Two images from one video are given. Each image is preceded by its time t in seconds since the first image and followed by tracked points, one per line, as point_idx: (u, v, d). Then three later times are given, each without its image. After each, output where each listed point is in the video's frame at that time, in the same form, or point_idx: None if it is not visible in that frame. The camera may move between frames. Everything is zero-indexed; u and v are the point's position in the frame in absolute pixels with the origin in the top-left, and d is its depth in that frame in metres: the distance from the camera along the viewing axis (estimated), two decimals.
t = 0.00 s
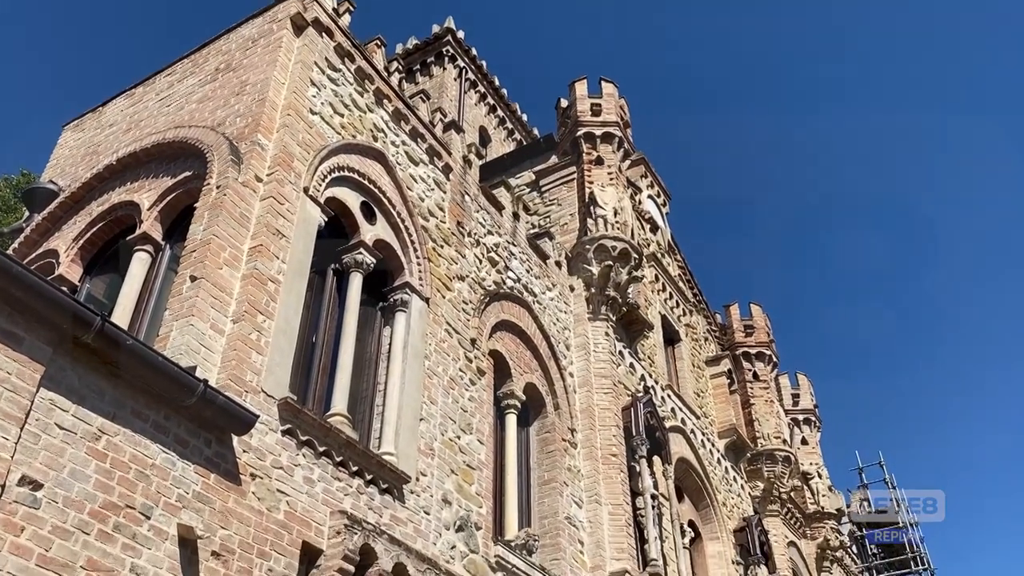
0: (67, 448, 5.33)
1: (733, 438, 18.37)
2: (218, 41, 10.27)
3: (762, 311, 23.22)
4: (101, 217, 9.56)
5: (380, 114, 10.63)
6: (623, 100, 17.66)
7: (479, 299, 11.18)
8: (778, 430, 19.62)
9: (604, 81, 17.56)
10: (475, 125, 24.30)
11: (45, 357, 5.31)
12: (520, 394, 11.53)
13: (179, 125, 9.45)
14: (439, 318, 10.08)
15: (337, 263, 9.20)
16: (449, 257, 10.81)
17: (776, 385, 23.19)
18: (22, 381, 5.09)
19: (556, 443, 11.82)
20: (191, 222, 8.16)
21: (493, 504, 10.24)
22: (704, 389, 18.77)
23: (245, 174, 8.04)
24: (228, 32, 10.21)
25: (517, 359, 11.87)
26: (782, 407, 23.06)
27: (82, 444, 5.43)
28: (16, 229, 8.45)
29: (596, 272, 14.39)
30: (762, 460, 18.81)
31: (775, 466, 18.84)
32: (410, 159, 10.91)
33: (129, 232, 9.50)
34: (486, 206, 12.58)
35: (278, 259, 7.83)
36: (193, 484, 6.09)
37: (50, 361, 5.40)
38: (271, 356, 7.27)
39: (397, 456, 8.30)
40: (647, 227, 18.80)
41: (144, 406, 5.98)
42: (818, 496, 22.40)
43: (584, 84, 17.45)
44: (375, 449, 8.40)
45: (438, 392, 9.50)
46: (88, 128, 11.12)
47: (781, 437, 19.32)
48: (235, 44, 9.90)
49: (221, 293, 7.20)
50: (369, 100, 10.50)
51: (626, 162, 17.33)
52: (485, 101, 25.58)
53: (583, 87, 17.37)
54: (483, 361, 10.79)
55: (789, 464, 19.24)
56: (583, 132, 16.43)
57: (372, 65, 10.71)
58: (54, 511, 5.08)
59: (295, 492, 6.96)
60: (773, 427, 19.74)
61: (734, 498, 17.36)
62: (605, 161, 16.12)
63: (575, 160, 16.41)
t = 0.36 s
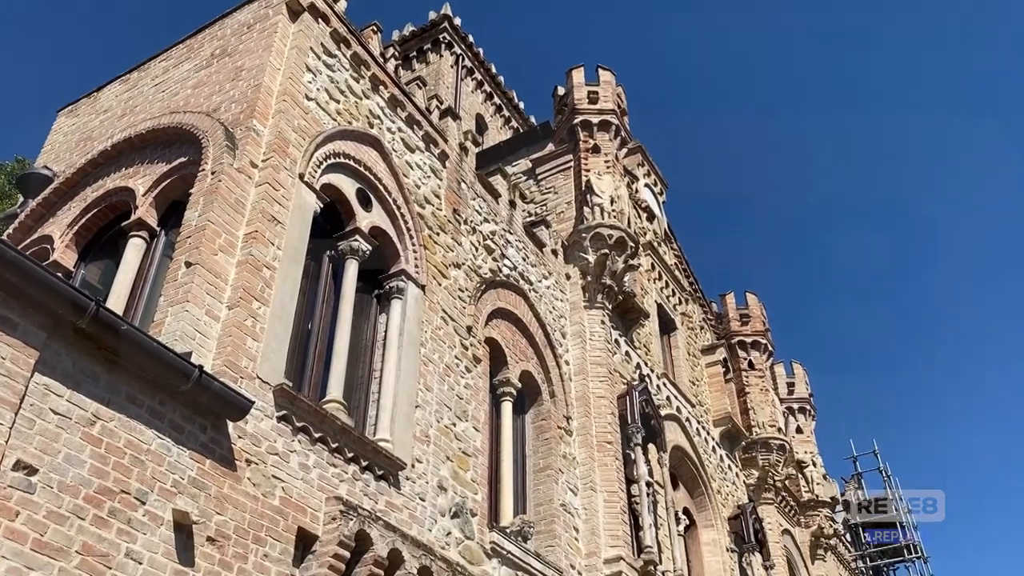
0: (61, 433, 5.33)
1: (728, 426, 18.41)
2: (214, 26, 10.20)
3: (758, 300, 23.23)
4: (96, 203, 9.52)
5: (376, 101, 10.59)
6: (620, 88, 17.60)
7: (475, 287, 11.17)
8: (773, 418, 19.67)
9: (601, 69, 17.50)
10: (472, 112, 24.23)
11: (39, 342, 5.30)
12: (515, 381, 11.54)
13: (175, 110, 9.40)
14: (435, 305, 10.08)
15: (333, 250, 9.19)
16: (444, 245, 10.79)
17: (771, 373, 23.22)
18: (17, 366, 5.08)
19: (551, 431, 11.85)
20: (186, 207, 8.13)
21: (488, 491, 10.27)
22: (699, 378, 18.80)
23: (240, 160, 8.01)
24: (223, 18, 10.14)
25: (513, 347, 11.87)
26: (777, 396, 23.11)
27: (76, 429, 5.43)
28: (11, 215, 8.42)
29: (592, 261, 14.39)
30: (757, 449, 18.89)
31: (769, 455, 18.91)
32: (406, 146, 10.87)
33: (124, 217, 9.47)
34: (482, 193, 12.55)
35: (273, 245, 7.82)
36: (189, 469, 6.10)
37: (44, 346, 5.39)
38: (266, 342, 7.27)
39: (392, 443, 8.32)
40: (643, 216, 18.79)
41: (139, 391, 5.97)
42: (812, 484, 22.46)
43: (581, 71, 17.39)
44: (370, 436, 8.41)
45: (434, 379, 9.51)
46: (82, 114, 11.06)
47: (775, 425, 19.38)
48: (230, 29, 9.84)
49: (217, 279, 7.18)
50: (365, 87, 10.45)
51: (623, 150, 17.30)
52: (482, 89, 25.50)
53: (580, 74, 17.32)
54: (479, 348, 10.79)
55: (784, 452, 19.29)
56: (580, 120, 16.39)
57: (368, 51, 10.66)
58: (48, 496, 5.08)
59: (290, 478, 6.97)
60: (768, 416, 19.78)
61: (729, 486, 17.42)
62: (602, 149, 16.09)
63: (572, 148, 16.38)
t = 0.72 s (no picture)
0: (55, 418, 5.32)
1: (723, 414, 18.32)
2: (208, 11, 10.13)
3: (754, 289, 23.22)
4: (90, 188, 9.48)
5: (372, 86, 10.55)
6: (617, 75, 17.54)
7: (471, 274, 11.15)
8: (768, 406, 19.71)
9: (598, 55, 17.43)
10: (468, 99, 24.14)
11: (32, 327, 5.28)
12: (511, 368, 11.55)
13: (169, 95, 9.35)
14: (431, 292, 10.07)
15: (328, 236, 9.17)
16: (440, 232, 10.77)
17: (766, 362, 23.25)
18: (10, 350, 5.07)
19: (546, 418, 11.87)
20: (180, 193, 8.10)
21: (483, 477, 10.29)
22: (694, 365, 18.84)
23: (234, 146, 7.98)
24: (217, 2, 10.07)
25: (508, 334, 11.88)
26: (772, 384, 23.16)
27: (70, 414, 5.42)
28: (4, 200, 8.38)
29: (588, 248, 14.37)
30: (751, 436, 18.95)
31: (764, 443, 18.98)
32: (402, 132, 10.83)
33: (118, 203, 9.43)
34: (478, 180, 12.51)
35: (268, 231, 7.80)
36: (183, 455, 6.10)
37: (37, 331, 5.37)
38: (261, 328, 7.26)
39: (387, 429, 8.33)
40: (640, 204, 18.77)
41: (133, 376, 5.96)
42: (806, 472, 22.54)
43: (578, 58, 17.32)
44: (365, 422, 8.42)
45: (429, 366, 9.51)
46: (76, 98, 11.00)
47: (770, 413, 19.43)
48: (225, 14, 9.78)
49: (211, 265, 7.16)
50: (360, 72, 10.40)
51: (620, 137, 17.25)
52: (478, 76, 25.40)
53: (577, 61, 17.26)
54: (474, 335, 10.79)
55: (778, 440, 19.35)
56: (577, 107, 16.34)
57: (364, 37, 10.59)
58: (42, 481, 5.08)
59: (285, 463, 6.98)
60: (763, 404, 19.83)
61: (723, 473, 17.49)
62: (598, 136, 16.03)
63: (569, 135, 16.33)
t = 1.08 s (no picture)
0: (48, 401, 5.31)
1: (718, 401, 18.50)
2: None
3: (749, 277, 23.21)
4: (83, 172, 9.43)
5: (367, 71, 10.49)
6: (613, 62, 17.48)
7: (466, 260, 11.13)
8: (762, 394, 19.76)
9: (594, 41, 17.36)
10: (464, 85, 24.04)
11: (24, 310, 5.26)
12: (506, 355, 11.55)
13: (163, 79, 9.29)
14: (426, 278, 10.05)
15: (322, 221, 9.15)
16: (436, 218, 10.75)
17: (761, 349, 23.29)
18: (3, 333, 5.05)
19: (541, 404, 11.89)
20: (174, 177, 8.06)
21: (478, 463, 10.31)
22: (689, 352, 18.88)
23: (229, 130, 7.94)
24: None
25: (504, 321, 11.88)
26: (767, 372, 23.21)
27: (64, 398, 5.41)
28: None
29: (584, 235, 14.36)
30: (745, 423, 19.02)
31: (758, 430, 19.03)
32: (397, 117, 10.79)
33: (111, 187, 9.39)
34: (474, 166, 12.47)
35: (262, 216, 7.77)
36: (177, 439, 6.10)
37: (30, 315, 5.36)
38: (255, 312, 7.25)
39: (382, 414, 8.34)
40: (636, 191, 18.75)
41: (127, 360, 5.95)
42: (800, 459, 22.63)
43: (574, 44, 17.26)
44: (360, 407, 8.42)
45: (424, 352, 9.51)
46: (69, 82, 10.93)
47: (764, 400, 19.47)
48: None
49: (205, 250, 7.14)
50: (355, 57, 10.35)
51: (616, 124, 17.21)
52: (474, 62, 25.29)
53: (573, 47, 17.19)
54: (470, 322, 10.79)
55: (772, 428, 19.41)
56: (573, 93, 16.28)
57: (359, 21, 10.53)
58: (36, 464, 5.07)
59: (280, 448, 6.98)
60: (757, 391, 19.88)
61: (717, 460, 17.56)
62: (595, 123, 15.99)
63: (565, 122, 16.29)
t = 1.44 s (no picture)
0: (41, 383, 5.30)
1: (710, 387, 18.45)
2: None
3: (744, 265, 23.19)
4: (76, 154, 9.38)
5: (362, 54, 10.44)
6: (609, 47, 17.42)
7: (461, 246, 11.11)
8: (756, 380, 19.81)
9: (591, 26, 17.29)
10: (460, 70, 23.93)
11: (16, 293, 5.25)
12: (500, 340, 11.57)
13: (156, 61, 9.23)
14: (420, 263, 10.04)
15: (316, 206, 9.12)
16: (430, 203, 10.72)
17: (755, 336, 23.31)
18: None
19: (535, 389, 11.92)
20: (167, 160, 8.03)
21: (472, 448, 10.34)
22: (683, 339, 18.92)
23: (222, 113, 7.90)
24: None
25: (498, 306, 11.87)
26: (761, 358, 23.26)
27: (56, 380, 5.40)
28: None
29: (579, 221, 14.34)
30: (739, 410, 19.06)
31: (751, 416, 19.09)
32: (392, 101, 10.74)
33: (104, 169, 9.34)
34: (469, 150, 12.42)
35: (256, 199, 7.74)
36: (170, 422, 6.10)
37: (22, 297, 5.34)
38: (249, 296, 7.24)
39: (376, 398, 8.35)
40: (631, 177, 18.73)
41: (120, 343, 5.94)
42: (793, 445, 22.72)
43: (570, 28, 17.18)
44: (354, 391, 8.43)
45: (418, 337, 9.51)
46: (62, 63, 10.85)
47: (758, 387, 19.52)
48: None
49: (198, 233, 7.12)
50: (350, 40, 10.29)
51: (612, 109, 17.16)
52: (470, 46, 25.16)
53: (569, 31, 17.11)
54: (464, 307, 10.79)
55: (766, 414, 19.48)
56: (569, 79, 16.23)
57: (353, 4, 10.46)
58: (28, 446, 5.07)
59: (273, 432, 6.99)
60: (751, 377, 19.94)
61: (710, 446, 17.62)
62: (590, 108, 15.94)
63: (560, 107, 16.24)
